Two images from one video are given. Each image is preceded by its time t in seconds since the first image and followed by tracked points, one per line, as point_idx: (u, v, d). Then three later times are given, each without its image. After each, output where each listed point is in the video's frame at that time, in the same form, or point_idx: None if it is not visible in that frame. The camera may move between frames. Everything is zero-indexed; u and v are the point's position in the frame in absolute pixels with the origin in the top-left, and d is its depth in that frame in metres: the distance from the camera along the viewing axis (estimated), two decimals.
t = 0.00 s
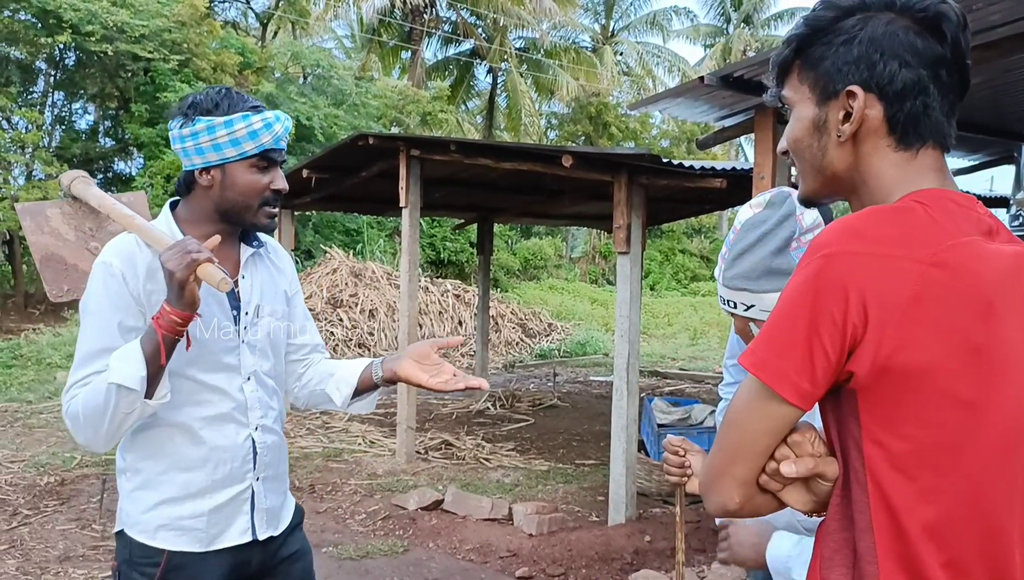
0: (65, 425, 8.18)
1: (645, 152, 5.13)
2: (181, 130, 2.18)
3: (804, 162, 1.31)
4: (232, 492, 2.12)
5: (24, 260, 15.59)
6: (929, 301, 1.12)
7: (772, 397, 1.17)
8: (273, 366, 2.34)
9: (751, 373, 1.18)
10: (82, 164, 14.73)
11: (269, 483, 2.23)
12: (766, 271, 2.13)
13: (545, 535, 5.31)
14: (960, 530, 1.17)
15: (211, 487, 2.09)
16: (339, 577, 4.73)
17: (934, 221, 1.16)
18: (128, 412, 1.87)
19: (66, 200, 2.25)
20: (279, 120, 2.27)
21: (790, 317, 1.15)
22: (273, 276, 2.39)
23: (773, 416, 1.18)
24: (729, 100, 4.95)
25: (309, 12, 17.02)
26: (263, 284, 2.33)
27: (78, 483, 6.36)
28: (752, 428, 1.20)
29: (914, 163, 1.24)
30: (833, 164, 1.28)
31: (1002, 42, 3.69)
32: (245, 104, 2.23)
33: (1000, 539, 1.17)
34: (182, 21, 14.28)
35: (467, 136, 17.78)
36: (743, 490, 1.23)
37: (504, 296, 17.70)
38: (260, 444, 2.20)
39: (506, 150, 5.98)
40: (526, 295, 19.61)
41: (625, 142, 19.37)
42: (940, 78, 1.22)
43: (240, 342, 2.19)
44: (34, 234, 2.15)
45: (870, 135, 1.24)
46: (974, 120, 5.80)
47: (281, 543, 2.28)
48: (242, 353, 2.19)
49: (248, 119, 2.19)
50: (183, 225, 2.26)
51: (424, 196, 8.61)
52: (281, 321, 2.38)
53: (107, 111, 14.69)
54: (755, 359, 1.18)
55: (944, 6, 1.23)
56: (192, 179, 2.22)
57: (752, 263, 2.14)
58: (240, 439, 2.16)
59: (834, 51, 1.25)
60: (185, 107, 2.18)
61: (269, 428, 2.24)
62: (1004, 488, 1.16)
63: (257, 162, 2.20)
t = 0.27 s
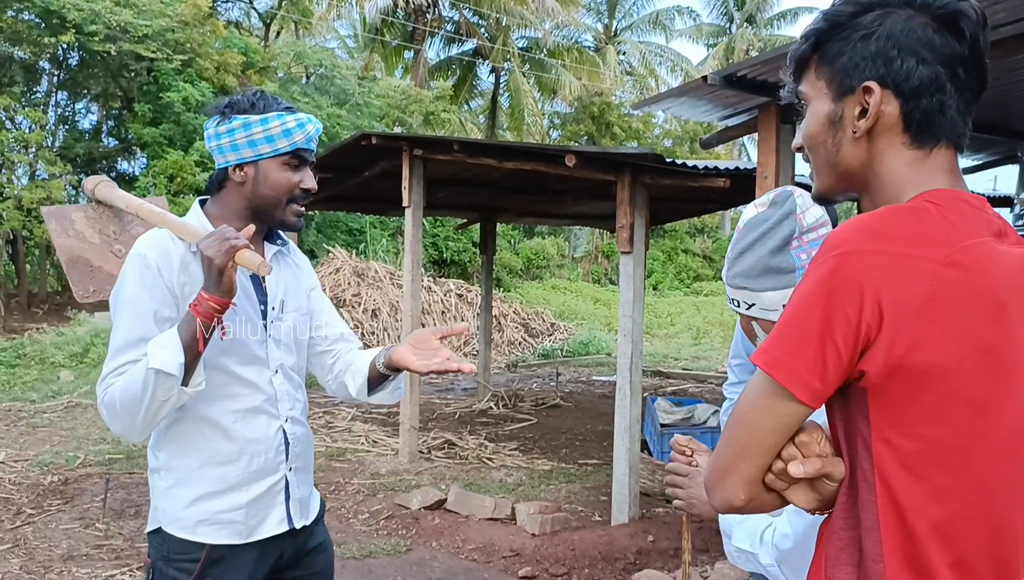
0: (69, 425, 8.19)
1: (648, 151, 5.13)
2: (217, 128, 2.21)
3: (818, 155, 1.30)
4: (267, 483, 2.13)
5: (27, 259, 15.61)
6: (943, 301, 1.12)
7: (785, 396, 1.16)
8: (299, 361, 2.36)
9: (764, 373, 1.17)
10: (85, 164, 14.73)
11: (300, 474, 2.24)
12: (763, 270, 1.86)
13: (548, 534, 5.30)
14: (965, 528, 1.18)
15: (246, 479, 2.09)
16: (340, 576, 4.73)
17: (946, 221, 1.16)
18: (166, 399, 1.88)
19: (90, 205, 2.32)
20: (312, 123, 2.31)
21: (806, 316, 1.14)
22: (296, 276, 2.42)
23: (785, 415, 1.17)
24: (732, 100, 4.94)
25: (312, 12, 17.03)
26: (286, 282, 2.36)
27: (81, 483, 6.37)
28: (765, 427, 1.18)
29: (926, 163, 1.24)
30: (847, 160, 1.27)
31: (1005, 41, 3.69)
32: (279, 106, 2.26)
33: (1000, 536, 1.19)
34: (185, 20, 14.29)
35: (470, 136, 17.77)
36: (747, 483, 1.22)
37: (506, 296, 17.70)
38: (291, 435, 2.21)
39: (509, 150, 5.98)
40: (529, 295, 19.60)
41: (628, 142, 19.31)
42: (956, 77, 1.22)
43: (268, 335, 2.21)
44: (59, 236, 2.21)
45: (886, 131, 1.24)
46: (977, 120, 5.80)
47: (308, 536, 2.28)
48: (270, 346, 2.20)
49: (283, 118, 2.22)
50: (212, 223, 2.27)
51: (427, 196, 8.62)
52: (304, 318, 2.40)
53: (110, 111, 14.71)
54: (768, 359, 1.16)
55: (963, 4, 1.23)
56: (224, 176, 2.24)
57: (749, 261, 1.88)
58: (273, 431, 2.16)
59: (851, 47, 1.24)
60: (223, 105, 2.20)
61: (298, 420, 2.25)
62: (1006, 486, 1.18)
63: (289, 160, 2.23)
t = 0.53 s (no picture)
0: (70, 425, 8.20)
1: (649, 151, 5.12)
2: (243, 127, 2.25)
3: (819, 153, 1.30)
4: (289, 478, 2.13)
5: (28, 259, 15.61)
6: (946, 302, 1.12)
7: (786, 396, 1.16)
8: (321, 357, 2.34)
9: (766, 373, 1.17)
10: (87, 164, 14.74)
11: (321, 469, 2.24)
12: (764, 275, 1.82)
13: (550, 534, 5.30)
14: (968, 529, 1.18)
15: (269, 473, 2.09)
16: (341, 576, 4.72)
17: (950, 220, 1.16)
18: (191, 387, 1.88)
19: (121, 213, 2.40)
20: (333, 122, 2.33)
21: (808, 316, 1.14)
22: (319, 274, 2.40)
23: (786, 414, 1.16)
24: (733, 100, 4.94)
25: (313, 12, 17.04)
26: (309, 279, 2.35)
27: (82, 482, 6.37)
28: (766, 426, 1.18)
29: (927, 162, 1.24)
30: (848, 160, 1.27)
31: (1007, 41, 3.69)
32: (302, 106, 2.29)
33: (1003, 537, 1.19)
34: (187, 20, 14.30)
35: (471, 136, 17.76)
36: (748, 483, 1.22)
37: (508, 296, 17.70)
38: (312, 430, 2.21)
39: (511, 150, 5.98)
40: (530, 294, 19.59)
41: (629, 142, 19.37)
42: (957, 75, 1.21)
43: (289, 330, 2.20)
44: (91, 241, 2.27)
45: (886, 130, 1.23)
46: (979, 120, 5.79)
47: (326, 532, 2.27)
48: (292, 341, 2.20)
49: (304, 117, 2.25)
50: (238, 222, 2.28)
51: (429, 196, 8.61)
52: (327, 314, 2.38)
53: (112, 111, 14.71)
54: (771, 359, 1.16)
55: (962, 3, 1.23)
56: (249, 175, 2.27)
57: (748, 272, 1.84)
58: (294, 425, 2.16)
59: (851, 47, 1.24)
60: (247, 104, 2.24)
61: (318, 415, 2.25)
62: (1010, 488, 1.17)
63: (311, 157, 2.25)
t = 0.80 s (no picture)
0: (71, 425, 8.20)
1: (649, 152, 5.11)
2: (266, 133, 2.27)
3: (813, 157, 1.31)
4: (304, 477, 2.12)
5: (29, 260, 15.61)
6: (940, 303, 1.12)
7: (779, 399, 1.16)
8: (338, 359, 2.34)
9: (759, 377, 1.17)
10: (87, 164, 14.74)
11: (336, 468, 2.23)
12: (757, 287, 1.71)
13: (550, 535, 5.30)
14: (968, 531, 1.17)
15: (284, 471, 2.08)
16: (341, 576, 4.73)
17: (943, 222, 1.16)
18: (204, 386, 1.89)
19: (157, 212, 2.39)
20: (355, 127, 2.33)
21: (799, 320, 1.14)
22: (338, 276, 2.41)
23: (780, 417, 1.17)
24: (734, 100, 4.94)
25: (313, 12, 17.06)
26: (329, 281, 2.35)
27: (83, 483, 6.37)
28: (762, 430, 1.18)
29: (921, 163, 1.24)
30: (843, 162, 1.27)
31: (1007, 41, 3.68)
32: (324, 111, 2.30)
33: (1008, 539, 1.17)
34: (187, 21, 14.33)
35: (471, 136, 17.77)
36: (744, 486, 1.22)
37: (508, 297, 17.71)
38: (327, 429, 2.20)
39: (511, 150, 5.97)
40: (530, 295, 19.59)
41: (630, 143, 19.38)
42: (947, 74, 1.21)
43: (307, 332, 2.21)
44: (129, 240, 2.28)
45: (879, 131, 1.23)
46: (979, 121, 5.80)
47: (338, 531, 2.26)
48: (309, 343, 2.20)
49: (325, 123, 2.25)
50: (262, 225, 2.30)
51: (429, 196, 8.62)
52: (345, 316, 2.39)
53: (112, 111, 14.72)
54: (763, 363, 1.17)
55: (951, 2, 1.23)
56: (271, 178, 2.28)
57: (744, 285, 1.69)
58: (309, 425, 2.16)
59: (840, 49, 1.24)
60: (270, 110, 2.26)
61: (334, 415, 2.24)
62: (1013, 489, 1.16)
63: (331, 163, 2.25)
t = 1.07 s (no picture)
0: (74, 425, 8.21)
1: (652, 152, 5.10)
2: (285, 137, 2.28)
3: (809, 159, 1.31)
4: (317, 473, 2.11)
5: (32, 260, 15.63)
6: (934, 305, 1.11)
7: (772, 403, 1.16)
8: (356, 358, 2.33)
9: (752, 381, 1.17)
10: (91, 165, 14.76)
11: (348, 465, 2.22)
12: (760, 284, 1.72)
13: (553, 536, 5.29)
14: (967, 533, 1.16)
15: (298, 468, 2.08)
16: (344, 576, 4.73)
17: (937, 223, 1.15)
18: (221, 380, 1.89)
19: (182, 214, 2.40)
20: (373, 133, 2.32)
21: (791, 324, 1.14)
22: (354, 277, 2.40)
23: (775, 421, 1.16)
24: (736, 100, 4.93)
25: (316, 13, 17.08)
26: (345, 283, 2.35)
27: (86, 483, 6.38)
28: (758, 434, 1.18)
29: (917, 163, 1.23)
30: (839, 165, 1.27)
31: (1011, 41, 3.67)
32: (342, 117, 2.29)
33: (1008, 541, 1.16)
34: (190, 22, 14.36)
35: (474, 137, 17.77)
36: (741, 490, 1.22)
37: (511, 297, 17.71)
38: (340, 427, 2.19)
39: (513, 150, 5.97)
40: (533, 296, 19.59)
41: (633, 143, 19.37)
42: (939, 72, 1.20)
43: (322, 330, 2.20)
44: (153, 241, 2.30)
45: (873, 131, 1.22)
46: (982, 121, 5.79)
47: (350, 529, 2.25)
48: (323, 341, 2.19)
49: (342, 129, 2.25)
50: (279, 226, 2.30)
51: (432, 197, 8.63)
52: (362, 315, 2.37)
53: (115, 112, 14.74)
54: (756, 366, 1.16)
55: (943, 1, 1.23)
56: (289, 181, 2.29)
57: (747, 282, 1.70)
58: (323, 423, 2.15)
59: (831, 51, 1.24)
60: (289, 115, 2.25)
61: (348, 413, 2.23)
62: (1010, 490, 1.15)
63: (346, 168, 2.24)
